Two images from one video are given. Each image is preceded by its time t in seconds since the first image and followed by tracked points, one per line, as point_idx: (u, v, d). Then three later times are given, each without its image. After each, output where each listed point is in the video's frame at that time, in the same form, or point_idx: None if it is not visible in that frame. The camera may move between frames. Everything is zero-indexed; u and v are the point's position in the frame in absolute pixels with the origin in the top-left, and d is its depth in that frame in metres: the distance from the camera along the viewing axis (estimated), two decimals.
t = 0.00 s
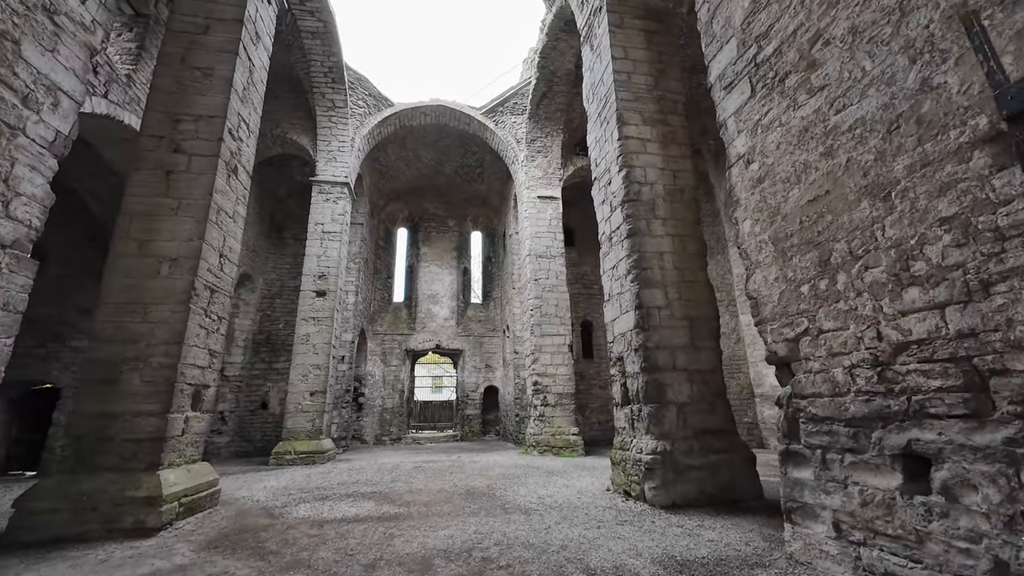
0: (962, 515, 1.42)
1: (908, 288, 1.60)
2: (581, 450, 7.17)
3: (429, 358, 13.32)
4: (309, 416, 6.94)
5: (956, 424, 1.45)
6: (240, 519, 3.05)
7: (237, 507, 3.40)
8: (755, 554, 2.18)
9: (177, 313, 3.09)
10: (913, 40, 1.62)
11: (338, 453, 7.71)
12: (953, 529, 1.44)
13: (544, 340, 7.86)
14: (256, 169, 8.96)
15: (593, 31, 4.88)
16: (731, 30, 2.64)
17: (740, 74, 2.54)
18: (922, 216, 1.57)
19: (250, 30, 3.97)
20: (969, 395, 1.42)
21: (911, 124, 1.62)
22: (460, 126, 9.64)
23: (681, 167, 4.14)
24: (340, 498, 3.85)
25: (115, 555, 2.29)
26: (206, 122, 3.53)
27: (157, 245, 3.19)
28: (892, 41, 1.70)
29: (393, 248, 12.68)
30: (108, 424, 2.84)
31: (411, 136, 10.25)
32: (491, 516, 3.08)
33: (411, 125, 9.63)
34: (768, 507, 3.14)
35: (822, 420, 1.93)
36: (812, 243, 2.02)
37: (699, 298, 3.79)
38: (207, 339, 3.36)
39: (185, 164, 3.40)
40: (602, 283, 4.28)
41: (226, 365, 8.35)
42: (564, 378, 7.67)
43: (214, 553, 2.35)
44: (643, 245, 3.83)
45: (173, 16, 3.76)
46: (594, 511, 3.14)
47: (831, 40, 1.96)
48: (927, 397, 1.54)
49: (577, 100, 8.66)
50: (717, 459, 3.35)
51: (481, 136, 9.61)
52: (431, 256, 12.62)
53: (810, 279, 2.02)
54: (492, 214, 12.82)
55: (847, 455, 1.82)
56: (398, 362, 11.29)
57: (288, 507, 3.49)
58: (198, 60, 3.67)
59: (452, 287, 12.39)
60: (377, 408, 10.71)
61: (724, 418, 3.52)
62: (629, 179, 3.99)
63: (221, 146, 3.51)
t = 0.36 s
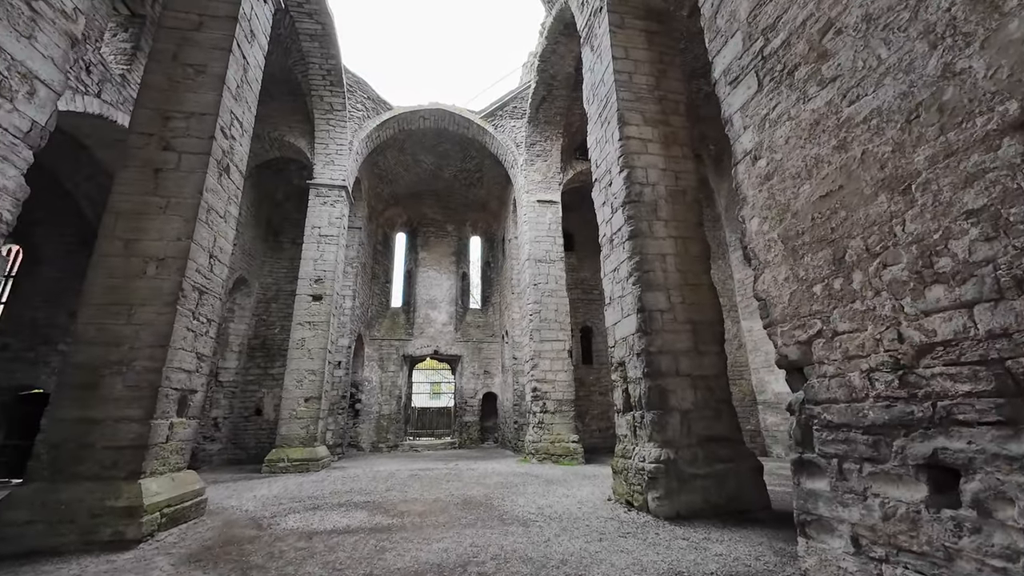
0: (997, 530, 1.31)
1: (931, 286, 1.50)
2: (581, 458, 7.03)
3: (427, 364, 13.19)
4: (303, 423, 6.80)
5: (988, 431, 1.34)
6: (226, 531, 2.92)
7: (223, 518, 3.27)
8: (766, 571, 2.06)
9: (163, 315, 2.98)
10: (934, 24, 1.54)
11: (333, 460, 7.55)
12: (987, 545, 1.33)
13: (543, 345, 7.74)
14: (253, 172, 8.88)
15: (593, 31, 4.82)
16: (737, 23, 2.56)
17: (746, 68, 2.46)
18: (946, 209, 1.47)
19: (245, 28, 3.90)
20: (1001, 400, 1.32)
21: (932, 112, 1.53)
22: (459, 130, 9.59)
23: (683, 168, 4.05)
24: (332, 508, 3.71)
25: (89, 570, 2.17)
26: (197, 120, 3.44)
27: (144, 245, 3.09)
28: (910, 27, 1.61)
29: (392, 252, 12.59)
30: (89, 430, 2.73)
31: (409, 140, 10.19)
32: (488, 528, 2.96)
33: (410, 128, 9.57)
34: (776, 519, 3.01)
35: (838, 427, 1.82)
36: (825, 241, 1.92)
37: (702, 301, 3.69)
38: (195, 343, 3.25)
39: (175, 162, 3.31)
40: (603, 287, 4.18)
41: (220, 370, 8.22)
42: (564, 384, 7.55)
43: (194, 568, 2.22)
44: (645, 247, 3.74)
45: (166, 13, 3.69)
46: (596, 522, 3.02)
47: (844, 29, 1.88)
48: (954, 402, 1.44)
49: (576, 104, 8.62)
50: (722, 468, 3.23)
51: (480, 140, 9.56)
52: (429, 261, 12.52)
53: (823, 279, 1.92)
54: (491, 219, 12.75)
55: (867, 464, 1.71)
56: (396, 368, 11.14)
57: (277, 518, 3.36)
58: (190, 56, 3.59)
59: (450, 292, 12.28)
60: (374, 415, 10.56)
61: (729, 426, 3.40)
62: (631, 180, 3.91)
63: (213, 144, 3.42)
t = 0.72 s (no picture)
0: None
1: (979, 286, 1.37)
2: (584, 467, 6.86)
3: (427, 370, 13.02)
4: (299, 430, 6.65)
5: None
6: (212, 546, 2.77)
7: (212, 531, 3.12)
8: None
9: (150, 318, 2.85)
10: (978, 1, 1.43)
11: (330, 468, 7.39)
12: None
13: (545, 351, 7.59)
14: (252, 175, 8.78)
15: (598, 30, 4.72)
16: (752, 13, 2.45)
17: (763, 59, 2.34)
18: (995, 201, 1.35)
19: (241, 23, 3.80)
20: None
21: (978, 97, 1.41)
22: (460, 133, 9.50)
23: (691, 168, 3.94)
24: (325, 521, 3.55)
25: None
26: (189, 116, 3.33)
27: (131, 245, 2.97)
28: (950, 6, 1.50)
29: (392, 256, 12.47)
30: (68, 439, 2.59)
31: (410, 143, 10.09)
32: (488, 544, 2.81)
33: (411, 131, 9.47)
34: (793, 535, 2.86)
35: (871, 441, 1.68)
36: (853, 239, 1.79)
37: (712, 305, 3.55)
38: (184, 347, 3.11)
39: (165, 159, 3.19)
40: (609, 290, 4.04)
41: (216, 375, 8.08)
42: (566, 391, 7.40)
43: None
44: (653, 248, 3.61)
45: (160, 7, 3.59)
46: (602, 538, 2.87)
47: (872, 13, 1.76)
48: (1007, 415, 1.30)
49: (579, 107, 8.53)
50: (736, 480, 3.06)
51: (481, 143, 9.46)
52: (430, 265, 12.38)
53: (851, 280, 1.78)
54: (493, 223, 12.64)
55: (904, 481, 1.57)
56: (395, 374, 10.98)
57: (268, 531, 3.20)
58: (184, 51, 3.48)
59: (451, 297, 12.12)
60: (372, 421, 10.38)
61: (741, 435, 3.25)
62: (637, 179, 3.78)
63: (205, 141, 3.30)
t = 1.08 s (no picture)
0: None
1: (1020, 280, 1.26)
2: (586, 474, 6.72)
3: (427, 375, 12.89)
4: (296, 436, 6.51)
5: None
6: (199, 558, 2.64)
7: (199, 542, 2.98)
8: None
9: (138, 318, 2.75)
10: None
11: (327, 475, 7.24)
12: None
13: (546, 355, 7.47)
14: (250, 177, 8.71)
15: (600, 28, 4.65)
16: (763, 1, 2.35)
17: (774, 48, 2.25)
18: None
19: (237, 19, 3.72)
20: None
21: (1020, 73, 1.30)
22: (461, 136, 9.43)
23: (696, 166, 3.84)
24: (319, 530, 3.42)
25: None
26: (182, 111, 3.24)
27: (120, 243, 2.87)
28: None
29: (392, 260, 12.38)
30: (49, 444, 2.48)
31: (410, 146, 10.02)
32: (488, 555, 2.68)
33: (411, 134, 9.39)
34: (808, 546, 2.73)
35: (900, 448, 1.57)
36: (877, 231, 1.68)
37: (720, 306, 3.44)
38: (173, 349, 3.00)
39: (157, 155, 3.10)
40: (612, 291, 3.94)
41: (213, 380, 7.96)
42: (568, 396, 7.27)
43: None
44: (658, 248, 3.50)
45: (154, 2, 3.51)
46: (607, 548, 2.75)
47: None
48: None
49: (580, 109, 8.47)
50: (747, 489, 2.93)
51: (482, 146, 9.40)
52: (430, 269, 12.27)
53: (875, 275, 1.67)
54: (494, 227, 12.56)
55: (937, 490, 1.45)
56: (394, 378, 10.84)
57: (259, 542, 3.07)
58: (178, 46, 3.40)
59: (451, 301, 12.00)
60: (371, 427, 10.24)
61: (751, 442, 3.13)
62: (642, 178, 3.69)
63: (198, 137, 3.21)
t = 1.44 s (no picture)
0: None
1: None
2: (589, 480, 6.57)
3: (427, 379, 12.72)
4: (291, 441, 6.35)
5: None
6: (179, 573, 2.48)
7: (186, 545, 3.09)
8: None
9: (118, 317, 2.61)
10: None
11: (323, 482, 7.07)
12: None
13: (548, 359, 7.31)
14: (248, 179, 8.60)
15: (603, 21, 4.53)
16: None
17: (791, 28, 2.12)
18: None
19: (229, 10, 3.61)
20: None
21: None
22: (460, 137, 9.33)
23: (703, 160, 3.71)
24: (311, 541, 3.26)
25: None
26: (169, 103, 3.12)
27: (101, 238, 2.74)
28: None
29: (392, 263, 12.26)
30: (20, 451, 2.33)
31: (410, 147, 9.92)
32: (487, 568, 2.53)
33: (411, 135, 9.28)
34: (828, 559, 2.56)
35: (942, 455, 1.42)
36: (910, 216, 1.54)
37: (729, 305, 3.30)
38: (157, 350, 2.86)
39: (142, 148, 2.97)
40: (617, 290, 3.79)
41: (208, 384, 7.81)
42: (570, 400, 7.11)
43: None
44: (665, 244, 3.36)
45: None
46: (613, 561, 2.59)
47: None
48: None
49: (582, 108, 8.37)
50: (762, 497, 2.76)
51: (482, 146, 9.29)
52: (430, 272, 12.11)
53: (909, 264, 1.53)
54: (494, 229, 12.44)
55: (987, 503, 1.30)
56: (394, 383, 10.67)
57: (246, 554, 2.91)
58: (167, 37, 3.28)
59: (451, 304, 11.85)
60: (370, 432, 10.07)
61: (764, 447, 2.97)
62: (647, 172, 3.55)
63: (186, 130, 3.08)
